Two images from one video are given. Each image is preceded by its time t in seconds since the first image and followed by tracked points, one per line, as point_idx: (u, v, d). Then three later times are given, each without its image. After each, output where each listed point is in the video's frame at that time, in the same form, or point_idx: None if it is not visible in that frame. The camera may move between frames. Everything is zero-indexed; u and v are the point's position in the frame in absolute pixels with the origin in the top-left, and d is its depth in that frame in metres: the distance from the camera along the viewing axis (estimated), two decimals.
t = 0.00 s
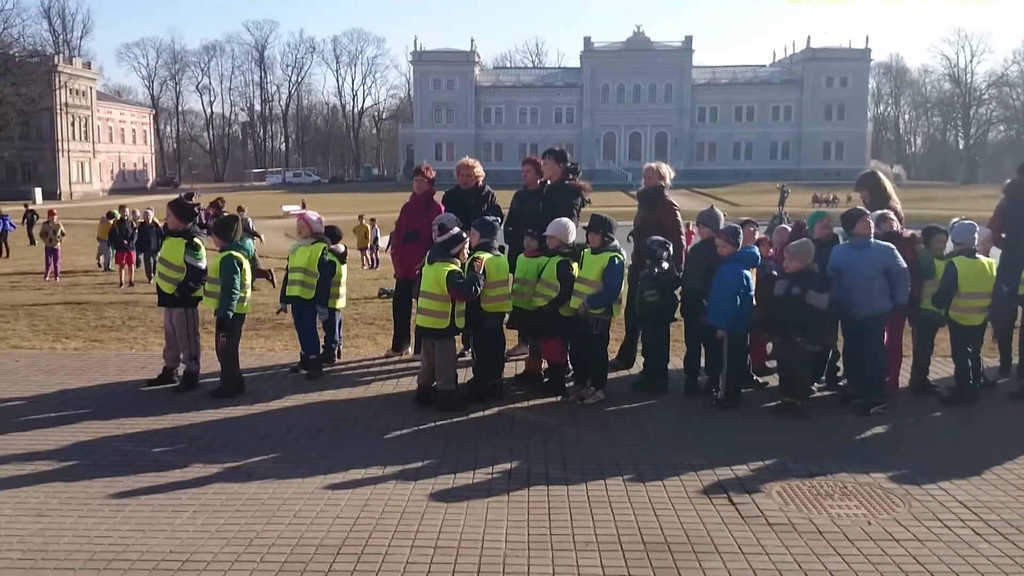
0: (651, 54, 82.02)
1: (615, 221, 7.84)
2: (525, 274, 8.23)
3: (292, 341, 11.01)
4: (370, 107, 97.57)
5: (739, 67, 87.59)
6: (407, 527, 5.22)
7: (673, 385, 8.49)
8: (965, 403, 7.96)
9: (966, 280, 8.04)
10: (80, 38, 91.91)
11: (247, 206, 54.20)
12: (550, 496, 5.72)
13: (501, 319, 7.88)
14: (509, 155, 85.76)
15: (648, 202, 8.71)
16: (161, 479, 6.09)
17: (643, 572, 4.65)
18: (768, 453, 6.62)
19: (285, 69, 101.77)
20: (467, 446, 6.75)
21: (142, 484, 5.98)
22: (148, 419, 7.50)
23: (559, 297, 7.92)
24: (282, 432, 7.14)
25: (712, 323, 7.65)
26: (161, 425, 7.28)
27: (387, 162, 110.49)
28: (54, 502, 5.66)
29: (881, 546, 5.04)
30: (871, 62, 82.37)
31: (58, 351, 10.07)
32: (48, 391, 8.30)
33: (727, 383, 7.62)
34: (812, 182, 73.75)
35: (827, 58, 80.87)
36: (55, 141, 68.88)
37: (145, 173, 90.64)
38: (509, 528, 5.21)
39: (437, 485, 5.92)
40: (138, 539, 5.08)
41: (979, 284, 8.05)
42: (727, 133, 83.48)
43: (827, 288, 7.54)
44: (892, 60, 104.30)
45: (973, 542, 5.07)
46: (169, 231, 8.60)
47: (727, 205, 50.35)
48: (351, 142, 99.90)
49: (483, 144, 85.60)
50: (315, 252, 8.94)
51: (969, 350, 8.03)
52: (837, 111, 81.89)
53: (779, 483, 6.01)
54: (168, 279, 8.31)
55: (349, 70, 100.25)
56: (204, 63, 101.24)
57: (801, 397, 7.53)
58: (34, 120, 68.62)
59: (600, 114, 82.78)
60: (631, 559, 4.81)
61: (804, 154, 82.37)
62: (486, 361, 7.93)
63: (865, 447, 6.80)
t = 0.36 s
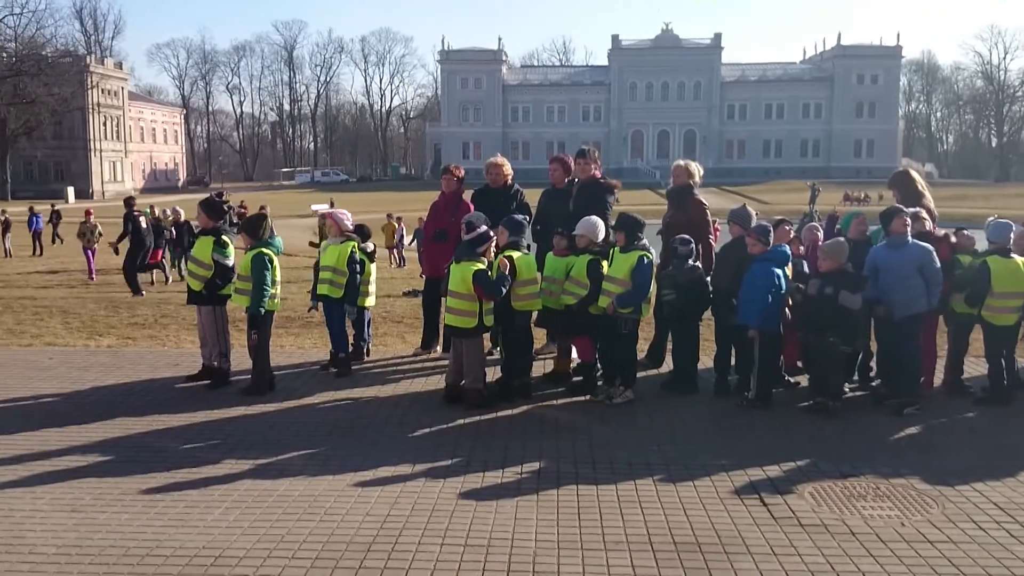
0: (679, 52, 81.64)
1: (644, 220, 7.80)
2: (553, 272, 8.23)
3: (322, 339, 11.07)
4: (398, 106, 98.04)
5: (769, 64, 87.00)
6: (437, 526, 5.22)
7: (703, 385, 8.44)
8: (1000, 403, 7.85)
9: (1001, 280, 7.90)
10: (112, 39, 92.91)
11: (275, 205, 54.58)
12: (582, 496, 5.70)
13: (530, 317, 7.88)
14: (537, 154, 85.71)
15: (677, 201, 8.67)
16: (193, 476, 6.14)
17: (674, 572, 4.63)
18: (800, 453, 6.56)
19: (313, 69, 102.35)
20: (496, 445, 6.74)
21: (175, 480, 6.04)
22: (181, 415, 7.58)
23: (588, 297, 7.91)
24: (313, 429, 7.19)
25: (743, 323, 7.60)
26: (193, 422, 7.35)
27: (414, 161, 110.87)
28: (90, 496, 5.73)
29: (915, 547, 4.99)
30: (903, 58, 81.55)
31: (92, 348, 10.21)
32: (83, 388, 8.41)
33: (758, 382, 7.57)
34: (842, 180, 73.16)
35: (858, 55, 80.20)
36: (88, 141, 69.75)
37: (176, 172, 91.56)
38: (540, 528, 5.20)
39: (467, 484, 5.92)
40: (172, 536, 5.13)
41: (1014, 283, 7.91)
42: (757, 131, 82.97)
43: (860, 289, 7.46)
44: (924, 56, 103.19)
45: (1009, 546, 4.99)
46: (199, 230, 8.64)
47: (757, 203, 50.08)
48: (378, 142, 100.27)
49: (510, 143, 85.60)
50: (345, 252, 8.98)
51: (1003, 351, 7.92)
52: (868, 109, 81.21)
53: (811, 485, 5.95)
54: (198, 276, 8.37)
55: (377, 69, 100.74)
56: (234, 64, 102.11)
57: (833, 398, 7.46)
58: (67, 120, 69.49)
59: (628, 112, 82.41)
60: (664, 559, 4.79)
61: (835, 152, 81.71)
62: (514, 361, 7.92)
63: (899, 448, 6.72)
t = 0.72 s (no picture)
0: (715, 50, 81.12)
1: (681, 220, 7.73)
2: (588, 273, 8.23)
3: (358, 339, 11.12)
4: (432, 106, 98.48)
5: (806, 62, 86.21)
6: (473, 526, 5.21)
7: (741, 386, 8.37)
8: None
9: None
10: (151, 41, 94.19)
11: (311, 205, 54.98)
12: (619, 497, 5.67)
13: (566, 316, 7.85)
14: (571, 153, 85.60)
15: (715, 200, 8.61)
16: (230, 473, 6.20)
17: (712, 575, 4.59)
18: (841, 456, 6.47)
19: (349, 69, 103.10)
20: (531, 445, 6.74)
21: (213, 478, 6.10)
22: (219, 413, 7.66)
23: (623, 296, 7.87)
24: (347, 427, 7.23)
25: (782, 323, 7.51)
26: (232, 419, 7.42)
27: (449, 161, 111.24)
28: (130, 493, 5.81)
29: (958, 551, 4.90)
30: (943, 57, 80.49)
31: (134, 347, 10.35)
32: (124, 385, 8.54)
33: (797, 383, 7.50)
34: (881, 180, 72.29)
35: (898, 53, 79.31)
36: (128, 142, 70.75)
37: (215, 172, 92.60)
38: (578, 529, 5.17)
39: (503, 484, 5.91)
40: (212, 532, 5.17)
41: None
42: (795, 129, 82.25)
43: (904, 290, 7.40)
44: (966, 53, 101.65)
45: None
46: (237, 228, 8.73)
47: (795, 203, 49.65)
48: (413, 142, 100.66)
49: (544, 143, 85.53)
50: (382, 252, 9.00)
51: None
52: (907, 108, 80.27)
53: (852, 488, 5.87)
54: (233, 274, 8.44)
55: (412, 69, 101.27)
56: (271, 65, 103.20)
57: (874, 398, 7.37)
58: (108, 121, 70.55)
59: (664, 111, 81.82)
60: (701, 561, 4.75)
61: (874, 151, 80.79)
62: (549, 360, 7.90)
63: (940, 450, 6.61)
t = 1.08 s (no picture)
0: (749, 50, 80.60)
1: (714, 220, 7.68)
2: (621, 273, 8.21)
3: (391, 340, 11.15)
4: (464, 107, 98.82)
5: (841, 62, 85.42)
6: (507, 527, 5.21)
7: (777, 389, 8.30)
8: None
9: None
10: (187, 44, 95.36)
11: (344, 206, 55.30)
12: (652, 500, 5.64)
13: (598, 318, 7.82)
14: (603, 154, 85.44)
15: (750, 202, 8.55)
16: (265, 472, 6.23)
17: None
18: (877, 461, 6.38)
19: (381, 71, 103.70)
20: (565, 446, 6.74)
21: (249, 476, 6.14)
22: (254, 411, 7.72)
23: (656, 298, 7.83)
24: (380, 427, 7.25)
25: (819, 326, 7.44)
26: (265, 418, 7.48)
27: (480, 162, 111.49)
28: (169, 490, 5.88)
29: (997, 558, 4.82)
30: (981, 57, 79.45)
31: (170, 346, 10.46)
32: (162, 383, 8.63)
33: (833, 387, 7.42)
34: (917, 181, 71.46)
35: (935, 53, 78.43)
36: (164, 143, 71.63)
37: (249, 173, 93.49)
38: (610, 532, 5.15)
39: (536, 485, 5.91)
40: (248, 530, 5.21)
41: None
42: (830, 130, 81.52)
43: (942, 294, 7.39)
44: (1004, 53, 100.26)
45: None
46: (271, 229, 8.78)
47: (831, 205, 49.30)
48: (444, 142, 100.97)
49: (576, 143, 85.40)
50: (415, 253, 9.01)
51: None
52: (944, 108, 79.31)
53: (889, 492, 5.79)
54: (268, 274, 8.52)
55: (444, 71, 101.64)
56: (304, 67, 104.09)
57: (912, 403, 7.27)
58: (144, 123, 71.48)
59: (697, 111, 81.38)
60: (737, 566, 4.71)
61: (910, 152, 79.91)
62: (582, 361, 7.86)
63: (980, 456, 6.50)
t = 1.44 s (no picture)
0: (806, 49, 79.48)
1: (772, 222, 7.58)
2: (677, 276, 8.15)
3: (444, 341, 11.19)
4: (516, 110, 99.01)
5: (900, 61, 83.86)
6: (562, 531, 5.18)
7: (837, 394, 8.16)
8: None
9: None
10: (244, 50, 96.88)
11: (397, 209, 55.67)
12: (709, 506, 5.58)
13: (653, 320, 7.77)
14: (657, 155, 84.87)
15: (810, 203, 8.43)
16: (321, 471, 6.30)
17: None
18: (940, 468, 6.24)
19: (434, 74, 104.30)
20: (620, 449, 6.71)
21: (306, 475, 6.21)
22: (310, 411, 7.82)
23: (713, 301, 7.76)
24: (434, 429, 7.28)
25: (880, 330, 7.30)
26: (321, 418, 7.56)
27: (532, 165, 111.55)
28: (228, 488, 5.96)
29: None
30: None
31: (228, 346, 10.62)
32: (220, 384, 8.77)
33: (895, 392, 7.27)
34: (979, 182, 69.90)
35: (998, 51, 76.71)
36: (221, 148, 72.80)
37: (303, 177, 94.64)
38: (666, 537, 5.10)
39: (591, 489, 5.88)
40: (305, 529, 5.27)
41: None
42: (888, 130, 80.04)
43: (1006, 297, 7.15)
44: None
45: None
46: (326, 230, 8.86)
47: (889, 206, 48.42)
48: (496, 145, 101.16)
49: (628, 144, 84.94)
50: (469, 257, 9.01)
51: None
52: (1007, 108, 77.48)
53: (952, 500, 5.66)
54: (324, 276, 8.61)
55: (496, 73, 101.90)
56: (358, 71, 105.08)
57: (976, 410, 7.09)
58: (202, 128, 72.75)
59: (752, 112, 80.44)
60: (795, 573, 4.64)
61: (971, 153, 78.22)
62: (637, 365, 7.80)
63: None
